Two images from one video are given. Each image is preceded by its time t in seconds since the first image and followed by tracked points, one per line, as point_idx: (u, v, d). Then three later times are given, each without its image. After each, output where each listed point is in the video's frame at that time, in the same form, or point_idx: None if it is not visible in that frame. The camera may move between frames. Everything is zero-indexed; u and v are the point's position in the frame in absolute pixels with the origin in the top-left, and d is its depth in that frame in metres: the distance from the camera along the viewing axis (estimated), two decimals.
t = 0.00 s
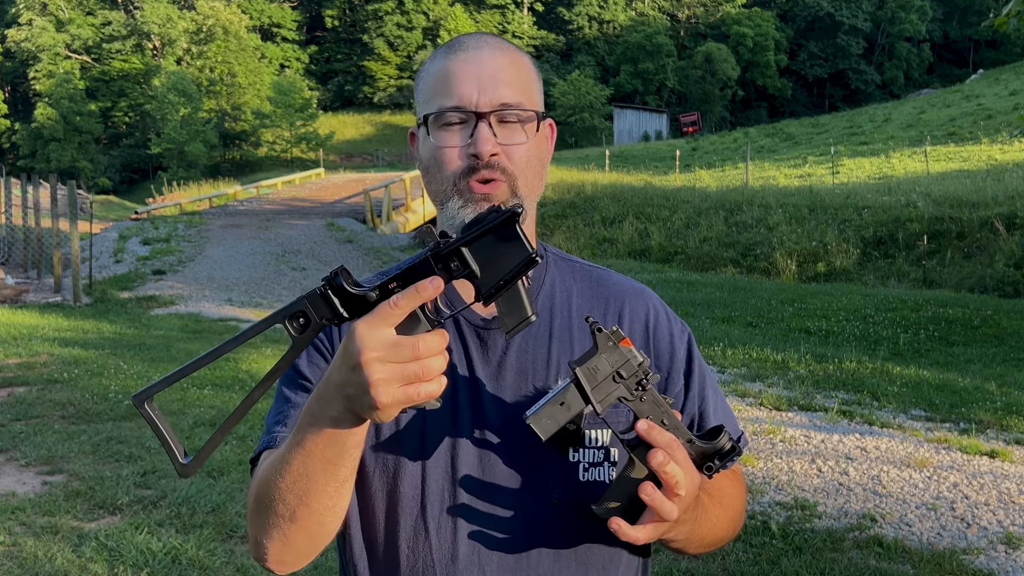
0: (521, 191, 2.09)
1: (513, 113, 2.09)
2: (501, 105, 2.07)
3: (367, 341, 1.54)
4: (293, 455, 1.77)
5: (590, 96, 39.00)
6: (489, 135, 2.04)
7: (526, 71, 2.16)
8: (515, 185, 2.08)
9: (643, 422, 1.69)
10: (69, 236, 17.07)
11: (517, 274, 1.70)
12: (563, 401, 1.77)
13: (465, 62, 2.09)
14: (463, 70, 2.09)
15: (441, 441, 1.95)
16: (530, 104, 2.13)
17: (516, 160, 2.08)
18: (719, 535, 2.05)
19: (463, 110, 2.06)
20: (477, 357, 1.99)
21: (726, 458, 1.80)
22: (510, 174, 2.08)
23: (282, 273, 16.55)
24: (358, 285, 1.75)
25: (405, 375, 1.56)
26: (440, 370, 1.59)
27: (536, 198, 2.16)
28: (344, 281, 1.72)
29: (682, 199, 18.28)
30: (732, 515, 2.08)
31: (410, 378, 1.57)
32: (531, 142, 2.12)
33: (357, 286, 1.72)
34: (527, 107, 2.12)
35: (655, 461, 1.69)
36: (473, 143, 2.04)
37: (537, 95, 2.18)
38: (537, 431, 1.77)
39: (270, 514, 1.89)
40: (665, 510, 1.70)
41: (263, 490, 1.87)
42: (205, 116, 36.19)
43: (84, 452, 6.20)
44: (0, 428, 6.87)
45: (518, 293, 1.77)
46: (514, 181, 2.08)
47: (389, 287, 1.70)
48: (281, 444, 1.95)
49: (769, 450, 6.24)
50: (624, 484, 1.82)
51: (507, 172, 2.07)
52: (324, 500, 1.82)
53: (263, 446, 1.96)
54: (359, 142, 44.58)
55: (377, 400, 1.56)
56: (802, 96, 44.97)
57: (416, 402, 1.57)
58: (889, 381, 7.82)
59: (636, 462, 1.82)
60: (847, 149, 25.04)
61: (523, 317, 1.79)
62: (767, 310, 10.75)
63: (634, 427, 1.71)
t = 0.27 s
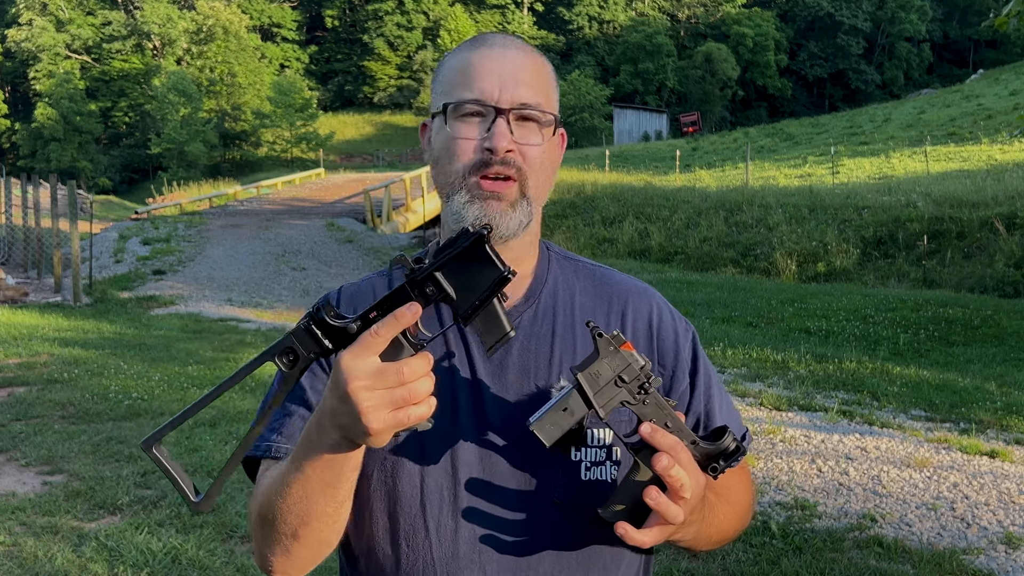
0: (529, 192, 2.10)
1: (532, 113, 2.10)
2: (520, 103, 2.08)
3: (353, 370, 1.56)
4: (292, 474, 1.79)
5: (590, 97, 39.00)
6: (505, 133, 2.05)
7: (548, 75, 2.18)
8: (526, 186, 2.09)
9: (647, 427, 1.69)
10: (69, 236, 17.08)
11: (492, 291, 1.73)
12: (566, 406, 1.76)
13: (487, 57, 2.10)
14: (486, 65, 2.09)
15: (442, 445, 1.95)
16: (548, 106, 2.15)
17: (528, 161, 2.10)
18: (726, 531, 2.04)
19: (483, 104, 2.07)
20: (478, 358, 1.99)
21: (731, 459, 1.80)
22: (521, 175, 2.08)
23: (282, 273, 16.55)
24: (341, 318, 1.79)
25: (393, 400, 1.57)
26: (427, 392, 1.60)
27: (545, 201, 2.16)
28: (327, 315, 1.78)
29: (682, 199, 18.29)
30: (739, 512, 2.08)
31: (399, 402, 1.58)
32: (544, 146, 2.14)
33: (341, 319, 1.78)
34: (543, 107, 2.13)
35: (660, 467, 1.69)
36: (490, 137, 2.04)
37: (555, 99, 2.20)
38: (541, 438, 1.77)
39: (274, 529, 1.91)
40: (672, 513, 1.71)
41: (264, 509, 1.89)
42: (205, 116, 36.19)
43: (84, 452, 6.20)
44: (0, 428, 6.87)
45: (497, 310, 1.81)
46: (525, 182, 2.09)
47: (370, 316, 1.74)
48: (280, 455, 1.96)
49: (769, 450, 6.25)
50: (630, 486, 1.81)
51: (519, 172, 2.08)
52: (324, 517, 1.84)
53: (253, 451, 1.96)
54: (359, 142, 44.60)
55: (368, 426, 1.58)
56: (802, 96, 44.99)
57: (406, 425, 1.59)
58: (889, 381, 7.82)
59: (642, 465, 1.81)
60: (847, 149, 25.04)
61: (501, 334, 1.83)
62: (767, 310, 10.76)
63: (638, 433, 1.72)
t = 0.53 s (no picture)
0: (542, 196, 2.10)
1: (555, 119, 2.11)
2: (546, 108, 2.09)
3: (337, 371, 1.57)
4: (287, 476, 1.79)
5: (591, 97, 39.00)
6: (528, 132, 2.05)
7: (572, 86, 2.21)
8: (540, 190, 2.10)
9: (649, 429, 1.69)
10: (69, 237, 17.07)
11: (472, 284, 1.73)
12: (566, 411, 1.77)
13: (523, 58, 2.12)
14: (516, 66, 2.11)
15: (442, 447, 1.95)
16: (571, 115, 2.16)
17: (546, 164, 2.10)
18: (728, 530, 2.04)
19: (508, 103, 2.07)
20: (477, 357, 1.99)
21: (732, 462, 1.80)
22: (537, 178, 2.09)
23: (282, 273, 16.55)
24: (322, 320, 1.79)
25: (379, 398, 1.58)
26: (414, 390, 1.61)
27: (554, 207, 2.17)
28: (308, 316, 1.78)
29: (682, 199, 18.29)
30: (741, 511, 2.09)
31: (384, 400, 1.59)
32: (562, 153, 2.15)
33: (323, 320, 1.77)
34: (567, 116, 2.14)
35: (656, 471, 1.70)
36: (512, 135, 2.05)
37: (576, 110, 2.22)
38: (541, 441, 1.76)
39: (271, 531, 1.92)
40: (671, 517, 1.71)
41: (260, 514, 1.90)
42: (205, 116, 36.19)
43: (84, 452, 6.20)
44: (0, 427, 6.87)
45: (477, 301, 1.79)
46: (539, 185, 2.10)
47: (353, 316, 1.74)
48: (276, 459, 1.97)
49: (769, 450, 6.24)
50: (630, 489, 1.81)
51: (535, 174, 2.09)
52: (320, 518, 1.85)
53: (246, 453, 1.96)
54: (359, 142, 44.59)
55: (356, 425, 1.58)
56: (802, 96, 44.99)
57: (394, 422, 1.60)
58: (889, 381, 7.82)
59: (642, 469, 1.81)
60: (847, 149, 25.03)
61: (483, 325, 1.80)
62: (767, 310, 10.75)
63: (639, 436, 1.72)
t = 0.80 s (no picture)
0: (542, 199, 2.10)
1: (550, 119, 2.09)
2: (540, 109, 2.07)
3: (343, 392, 1.57)
4: (291, 482, 1.80)
5: (591, 97, 38.99)
6: (522, 137, 2.05)
7: (568, 80, 2.18)
8: (538, 193, 2.09)
9: (645, 430, 1.69)
10: (69, 237, 17.07)
11: (482, 310, 1.73)
12: (564, 409, 1.77)
13: (510, 58, 2.09)
14: (507, 66, 2.09)
15: (443, 447, 1.95)
16: (566, 112, 2.14)
17: (543, 165, 2.09)
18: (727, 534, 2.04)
19: (501, 106, 2.06)
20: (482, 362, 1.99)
21: (729, 465, 1.79)
22: (534, 181, 2.09)
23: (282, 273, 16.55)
24: (327, 336, 1.78)
25: (385, 419, 1.58)
26: (419, 410, 1.61)
27: (555, 208, 2.16)
28: (313, 332, 1.76)
29: (682, 199, 18.28)
30: (738, 520, 2.08)
31: (390, 422, 1.59)
32: (560, 153, 2.14)
33: (327, 338, 1.76)
34: (562, 113, 2.12)
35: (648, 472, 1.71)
36: (506, 140, 2.04)
37: (573, 104, 2.19)
38: (538, 437, 1.78)
39: (275, 531, 1.91)
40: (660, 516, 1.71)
41: (264, 513, 1.90)
42: (205, 116, 36.19)
43: (84, 452, 6.20)
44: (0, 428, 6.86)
45: (488, 327, 1.78)
46: (537, 187, 2.09)
47: (359, 334, 1.72)
48: (279, 459, 1.96)
49: (769, 450, 6.24)
50: (626, 492, 1.82)
51: (531, 177, 2.09)
52: (320, 525, 1.85)
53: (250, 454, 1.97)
54: (359, 142, 44.61)
55: (360, 445, 1.60)
56: (802, 96, 45.00)
57: (398, 443, 1.60)
58: (889, 381, 7.82)
59: (637, 470, 1.82)
60: (847, 149, 25.03)
61: (493, 351, 1.80)
62: (767, 310, 10.75)
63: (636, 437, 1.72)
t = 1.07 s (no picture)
0: (539, 199, 2.10)
1: (546, 120, 2.09)
2: (536, 110, 2.07)
3: (328, 384, 1.57)
4: (288, 482, 1.81)
5: (590, 97, 38.99)
6: (518, 138, 2.05)
7: (565, 80, 2.17)
8: (535, 194, 2.10)
9: (643, 435, 1.69)
10: (69, 236, 17.07)
11: (463, 300, 1.72)
12: (561, 415, 1.77)
13: (506, 58, 2.09)
14: (502, 68, 2.08)
15: (442, 449, 1.95)
16: (563, 113, 2.14)
17: (540, 166, 2.10)
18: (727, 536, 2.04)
19: (497, 109, 2.06)
20: (480, 361, 1.99)
21: (729, 469, 1.80)
22: (531, 182, 2.09)
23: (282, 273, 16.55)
24: (312, 330, 1.81)
25: (369, 409, 1.58)
26: (406, 399, 1.60)
27: (554, 208, 2.16)
28: (299, 326, 1.79)
29: (682, 199, 18.29)
30: (737, 521, 2.08)
31: (376, 412, 1.58)
32: (557, 153, 2.14)
33: (312, 331, 1.79)
34: (558, 115, 2.12)
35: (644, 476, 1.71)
36: (502, 142, 2.04)
37: (570, 104, 2.19)
38: (536, 445, 1.77)
39: (275, 532, 1.91)
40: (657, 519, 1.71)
41: (263, 515, 1.91)
42: (205, 116, 36.19)
43: (84, 452, 6.20)
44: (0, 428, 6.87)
45: (470, 311, 1.75)
46: (534, 189, 2.10)
47: (342, 326, 1.75)
48: (277, 459, 1.97)
49: (769, 450, 6.25)
50: (623, 497, 1.82)
51: (529, 179, 2.09)
52: (318, 526, 1.86)
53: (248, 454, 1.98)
54: (359, 142, 44.62)
55: (347, 437, 1.60)
56: (802, 96, 45.01)
57: (386, 434, 1.59)
58: (889, 381, 7.83)
59: (636, 476, 1.82)
60: (847, 149, 25.03)
61: (476, 336, 1.75)
62: (767, 310, 10.76)
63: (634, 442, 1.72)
